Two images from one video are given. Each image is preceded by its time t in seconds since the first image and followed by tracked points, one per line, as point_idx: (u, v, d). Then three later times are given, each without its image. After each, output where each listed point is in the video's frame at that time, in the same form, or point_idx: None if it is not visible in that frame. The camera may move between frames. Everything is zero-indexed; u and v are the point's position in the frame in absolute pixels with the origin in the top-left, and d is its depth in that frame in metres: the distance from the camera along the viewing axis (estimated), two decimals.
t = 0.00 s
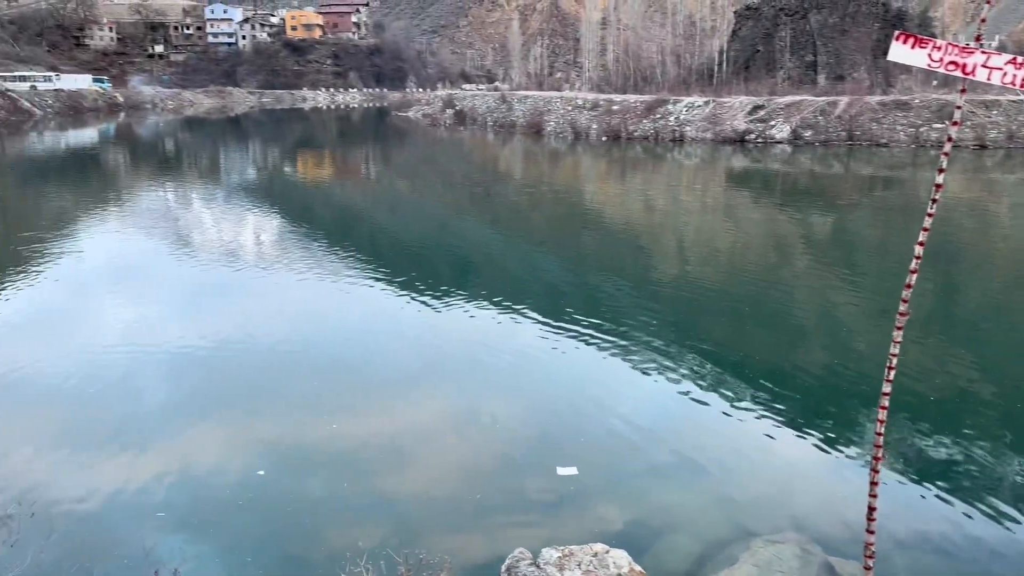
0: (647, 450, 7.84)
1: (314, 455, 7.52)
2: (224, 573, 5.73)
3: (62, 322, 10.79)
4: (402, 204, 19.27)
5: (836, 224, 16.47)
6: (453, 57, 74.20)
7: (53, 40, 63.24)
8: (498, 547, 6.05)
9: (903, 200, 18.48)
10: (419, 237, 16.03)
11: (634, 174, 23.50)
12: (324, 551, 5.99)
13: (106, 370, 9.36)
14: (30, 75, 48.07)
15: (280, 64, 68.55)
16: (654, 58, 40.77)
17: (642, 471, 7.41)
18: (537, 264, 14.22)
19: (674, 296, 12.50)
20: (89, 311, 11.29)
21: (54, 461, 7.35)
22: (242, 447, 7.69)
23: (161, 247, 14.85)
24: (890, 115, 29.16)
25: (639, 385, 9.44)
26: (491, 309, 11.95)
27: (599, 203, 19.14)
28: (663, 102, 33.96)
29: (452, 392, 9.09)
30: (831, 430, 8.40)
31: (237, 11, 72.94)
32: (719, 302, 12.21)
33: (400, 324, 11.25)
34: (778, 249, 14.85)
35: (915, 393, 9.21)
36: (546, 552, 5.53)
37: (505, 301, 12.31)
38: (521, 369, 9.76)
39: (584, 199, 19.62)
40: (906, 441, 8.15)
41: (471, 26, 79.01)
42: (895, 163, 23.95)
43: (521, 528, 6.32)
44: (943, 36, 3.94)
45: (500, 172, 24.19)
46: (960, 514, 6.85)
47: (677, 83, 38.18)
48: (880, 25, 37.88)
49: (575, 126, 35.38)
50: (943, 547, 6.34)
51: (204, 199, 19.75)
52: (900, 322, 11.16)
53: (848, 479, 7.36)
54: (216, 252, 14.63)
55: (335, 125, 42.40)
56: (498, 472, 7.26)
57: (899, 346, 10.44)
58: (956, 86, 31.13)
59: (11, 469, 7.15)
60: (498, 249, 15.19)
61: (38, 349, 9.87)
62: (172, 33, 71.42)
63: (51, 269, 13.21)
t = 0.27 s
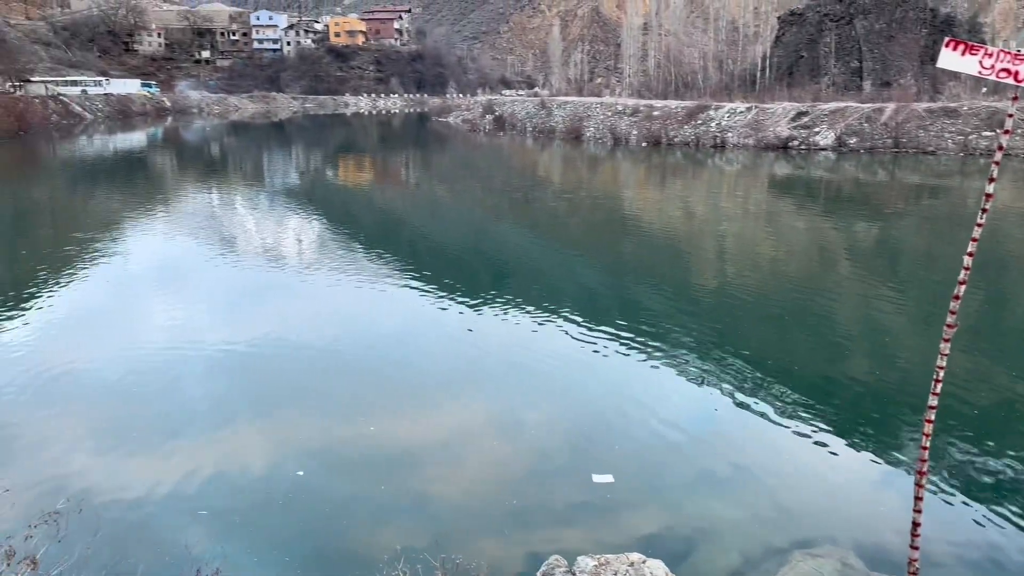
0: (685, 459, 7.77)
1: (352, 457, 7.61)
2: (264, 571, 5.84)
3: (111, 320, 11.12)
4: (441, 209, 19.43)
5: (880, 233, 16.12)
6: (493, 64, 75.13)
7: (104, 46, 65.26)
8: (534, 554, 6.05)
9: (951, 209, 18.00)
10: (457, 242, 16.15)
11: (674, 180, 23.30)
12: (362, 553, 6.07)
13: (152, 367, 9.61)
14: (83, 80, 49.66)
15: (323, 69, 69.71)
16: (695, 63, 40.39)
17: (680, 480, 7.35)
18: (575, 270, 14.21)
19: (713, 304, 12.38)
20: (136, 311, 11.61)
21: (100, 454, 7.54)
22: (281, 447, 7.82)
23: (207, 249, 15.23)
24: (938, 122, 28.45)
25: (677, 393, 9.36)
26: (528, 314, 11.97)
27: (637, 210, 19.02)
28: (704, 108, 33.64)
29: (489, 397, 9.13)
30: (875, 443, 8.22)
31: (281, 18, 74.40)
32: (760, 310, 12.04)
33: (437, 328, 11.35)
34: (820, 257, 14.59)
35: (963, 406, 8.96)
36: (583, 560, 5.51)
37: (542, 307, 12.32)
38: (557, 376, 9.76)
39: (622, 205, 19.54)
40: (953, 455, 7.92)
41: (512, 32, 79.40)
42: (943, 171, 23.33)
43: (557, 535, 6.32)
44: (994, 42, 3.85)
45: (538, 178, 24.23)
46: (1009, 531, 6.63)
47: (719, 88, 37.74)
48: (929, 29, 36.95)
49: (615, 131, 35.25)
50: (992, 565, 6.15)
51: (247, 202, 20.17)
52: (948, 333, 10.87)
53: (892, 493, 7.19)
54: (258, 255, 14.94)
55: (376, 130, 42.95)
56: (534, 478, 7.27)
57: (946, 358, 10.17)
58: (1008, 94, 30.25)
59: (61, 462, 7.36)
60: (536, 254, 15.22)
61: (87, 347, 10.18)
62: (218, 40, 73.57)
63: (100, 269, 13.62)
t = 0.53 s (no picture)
0: (718, 469, 7.69)
1: (385, 461, 7.69)
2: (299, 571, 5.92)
3: (152, 321, 11.41)
4: (475, 214, 19.54)
5: (922, 242, 15.78)
6: (529, 70, 75.59)
7: (148, 52, 67.06)
8: (566, 562, 6.04)
9: (996, 218, 17.57)
10: (491, 247, 16.24)
11: (710, 187, 23.10)
12: (395, 556, 6.13)
13: (190, 368, 9.84)
14: (127, 85, 51.04)
15: (361, 75, 70.67)
16: (733, 69, 40.02)
17: (712, 490, 7.28)
18: (609, 277, 14.17)
19: (749, 312, 12.24)
20: (177, 313, 11.90)
21: (141, 452, 7.72)
22: (315, 449, 7.92)
23: (245, 252, 15.54)
24: (982, 131, 27.83)
25: (710, 403, 9.27)
26: (561, 321, 11.97)
27: (672, 216, 18.91)
28: (742, 114, 33.31)
29: (521, 403, 9.16)
30: (915, 456, 8.04)
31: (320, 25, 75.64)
32: (796, 320, 11.88)
33: (470, 333, 11.42)
34: (860, 266, 14.33)
35: (1008, 420, 8.71)
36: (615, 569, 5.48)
37: (575, 313, 12.31)
38: (590, 383, 9.74)
39: (656, 212, 19.45)
40: (998, 471, 7.71)
41: (548, 38, 79.65)
42: (988, 180, 22.77)
43: (589, 544, 6.30)
44: None
45: (572, 184, 24.23)
46: None
47: (757, 95, 37.26)
48: (972, 37, 35.79)
49: (651, 137, 35.06)
50: None
51: (284, 206, 20.54)
52: (993, 346, 10.59)
53: (933, 508, 7.02)
54: (295, 258, 15.20)
55: (412, 135, 43.40)
56: (566, 485, 7.27)
57: (990, 371, 9.91)
58: None
59: (103, 459, 7.56)
60: (569, 260, 15.23)
61: (129, 347, 10.45)
62: (258, 46, 75.38)
63: (142, 271, 13.98)
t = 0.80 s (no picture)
0: (746, 479, 7.63)
1: (411, 465, 7.75)
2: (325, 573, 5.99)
3: (186, 322, 11.65)
4: (504, 220, 19.64)
5: (958, 252, 15.48)
6: (559, 77, 75.82)
7: (185, 57, 68.51)
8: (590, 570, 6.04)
9: None
10: (519, 252, 16.30)
11: (741, 194, 22.93)
12: (421, 560, 6.17)
13: (223, 369, 10.03)
14: (163, 90, 52.18)
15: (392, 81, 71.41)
16: (766, 75, 39.69)
17: (738, 500, 7.23)
18: (637, 284, 14.14)
19: (779, 321, 12.11)
20: (209, 314, 12.14)
21: (173, 452, 7.87)
22: (342, 451, 8.02)
23: (277, 256, 15.79)
24: (1021, 139, 27.23)
25: (739, 412, 9.19)
26: (589, 328, 11.97)
27: (703, 223, 18.81)
28: (774, 121, 33.00)
29: (548, 410, 9.17)
30: (949, 469, 7.89)
31: (353, 31, 76.64)
32: (827, 329, 11.73)
33: (497, 338, 11.48)
34: (893, 276, 14.10)
35: None
36: None
37: (603, 320, 12.30)
38: (617, 390, 9.72)
39: (686, 219, 19.35)
40: None
41: (579, 44, 79.77)
42: None
43: (614, 552, 6.29)
44: None
45: (601, 190, 24.20)
46: None
47: (789, 101, 36.82)
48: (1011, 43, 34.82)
49: (681, 143, 34.89)
50: None
51: (315, 211, 20.83)
52: None
53: (967, 523, 6.89)
54: (325, 262, 15.42)
55: (442, 141, 43.75)
56: (592, 493, 7.26)
57: None
58: None
59: (137, 457, 7.73)
60: (598, 267, 15.22)
61: (164, 348, 10.68)
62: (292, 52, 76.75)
63: (176, 273, 14.28)
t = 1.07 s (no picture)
0: (777, 490, 7.54)
1: (441, 471, 7.79)
2: None
3: (220, 326, 11.84)
4: (534, 227, 19.67)
5: (999, 263, 15.12)
6: (590, 85, 75.95)
7: (221, 65, 69.83)
8: None
9: None
10: (549, 260, 16.32)
11: (774, 202, 22.70)
12: (449, 567, 6.21)
13: (257, 373, 10.20)
14: (200, 97, 53.20)
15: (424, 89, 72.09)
16: (800, 82, 39.27)
17: (771, 512, 7.14)
18: (668, 292, 14.08)
19: (812, 332, 11.96)
20: (243, 319, 12.32)
21: (206, 454, 7.96)
22: (373, 457, 8.08)
23: (310, 261, 16.03)
24: None
25: (771, 423, 9.09)
26: (619, 336, 11.93)
27: (735, 232, 18.65)
28: (809, 129, 32.59)
29: (577, 418, 9.16)
30: (987, 484, 7.72)
31: (386, 39, 77.55)
32: (862, 339, 11.57)
33: (527, 345, 11.51)
34: (931, 286, 13.83)
35: None
36: None
37: (633, 328, 12.27)
38: (647, 400, 9.68)
39: (718, 227, 19.21)
40: None
41: (611, 51, 79.85)
42: None
43: (642, 563, 6.26)
44: None
45: (632, 197, 24.12)
46: None
47: (824, 109, 36.42)
48: None
49: (714, 151, 34.63)
50: None
51: (347, 217, 21.06)
52: None
53: (1004, 539, 6.74)
54: (356, 268, 15.58)
55: (473, 148, 44.00)
56: (621, 502, 7.24)
57: None
58: None
59: (171, 457, 7.87)
60: (629, 274, 15.18)
61: (200, 351, 10.88)
62: (326, 60, 77.92)
63: (213, 277, 14.58)
